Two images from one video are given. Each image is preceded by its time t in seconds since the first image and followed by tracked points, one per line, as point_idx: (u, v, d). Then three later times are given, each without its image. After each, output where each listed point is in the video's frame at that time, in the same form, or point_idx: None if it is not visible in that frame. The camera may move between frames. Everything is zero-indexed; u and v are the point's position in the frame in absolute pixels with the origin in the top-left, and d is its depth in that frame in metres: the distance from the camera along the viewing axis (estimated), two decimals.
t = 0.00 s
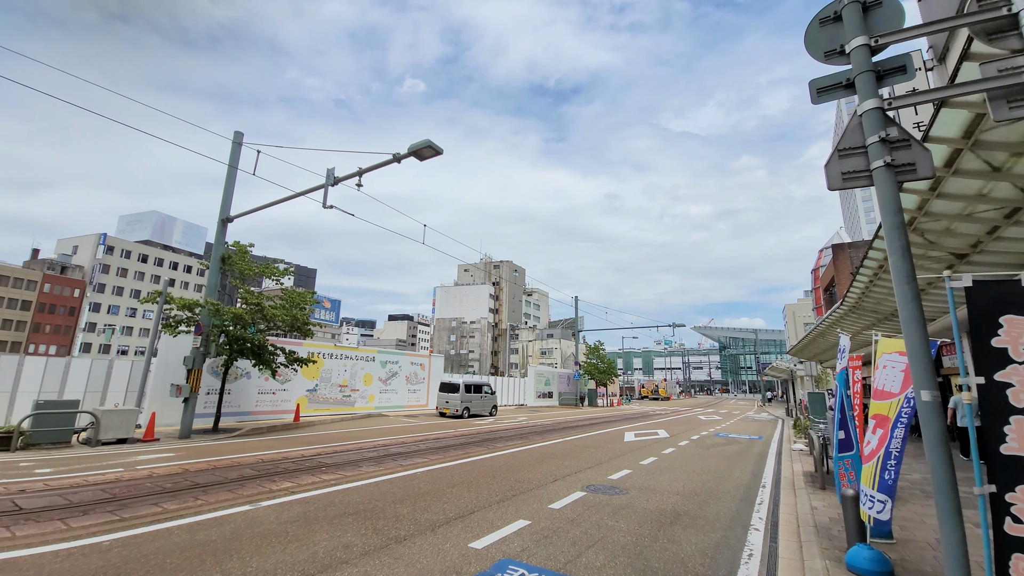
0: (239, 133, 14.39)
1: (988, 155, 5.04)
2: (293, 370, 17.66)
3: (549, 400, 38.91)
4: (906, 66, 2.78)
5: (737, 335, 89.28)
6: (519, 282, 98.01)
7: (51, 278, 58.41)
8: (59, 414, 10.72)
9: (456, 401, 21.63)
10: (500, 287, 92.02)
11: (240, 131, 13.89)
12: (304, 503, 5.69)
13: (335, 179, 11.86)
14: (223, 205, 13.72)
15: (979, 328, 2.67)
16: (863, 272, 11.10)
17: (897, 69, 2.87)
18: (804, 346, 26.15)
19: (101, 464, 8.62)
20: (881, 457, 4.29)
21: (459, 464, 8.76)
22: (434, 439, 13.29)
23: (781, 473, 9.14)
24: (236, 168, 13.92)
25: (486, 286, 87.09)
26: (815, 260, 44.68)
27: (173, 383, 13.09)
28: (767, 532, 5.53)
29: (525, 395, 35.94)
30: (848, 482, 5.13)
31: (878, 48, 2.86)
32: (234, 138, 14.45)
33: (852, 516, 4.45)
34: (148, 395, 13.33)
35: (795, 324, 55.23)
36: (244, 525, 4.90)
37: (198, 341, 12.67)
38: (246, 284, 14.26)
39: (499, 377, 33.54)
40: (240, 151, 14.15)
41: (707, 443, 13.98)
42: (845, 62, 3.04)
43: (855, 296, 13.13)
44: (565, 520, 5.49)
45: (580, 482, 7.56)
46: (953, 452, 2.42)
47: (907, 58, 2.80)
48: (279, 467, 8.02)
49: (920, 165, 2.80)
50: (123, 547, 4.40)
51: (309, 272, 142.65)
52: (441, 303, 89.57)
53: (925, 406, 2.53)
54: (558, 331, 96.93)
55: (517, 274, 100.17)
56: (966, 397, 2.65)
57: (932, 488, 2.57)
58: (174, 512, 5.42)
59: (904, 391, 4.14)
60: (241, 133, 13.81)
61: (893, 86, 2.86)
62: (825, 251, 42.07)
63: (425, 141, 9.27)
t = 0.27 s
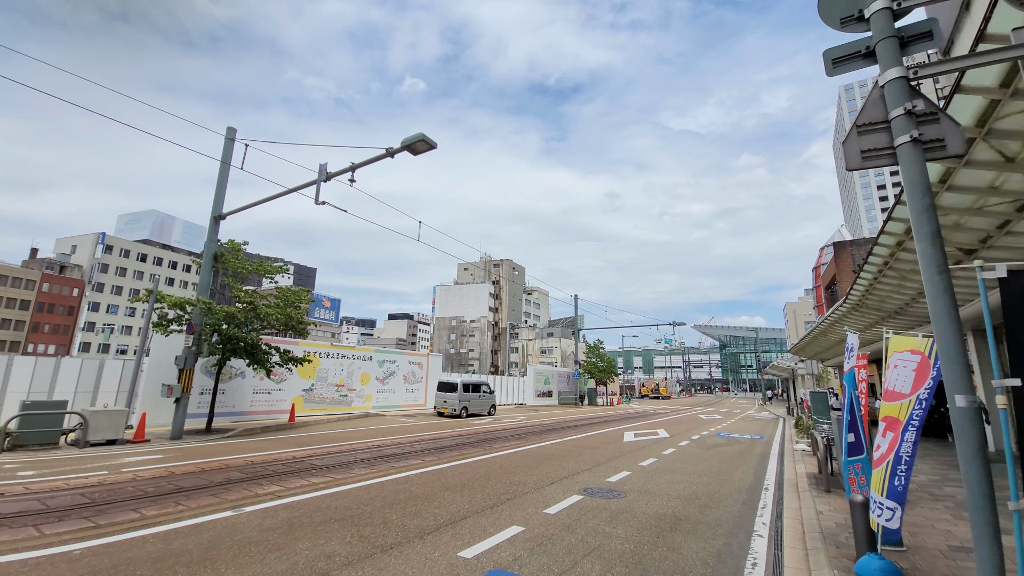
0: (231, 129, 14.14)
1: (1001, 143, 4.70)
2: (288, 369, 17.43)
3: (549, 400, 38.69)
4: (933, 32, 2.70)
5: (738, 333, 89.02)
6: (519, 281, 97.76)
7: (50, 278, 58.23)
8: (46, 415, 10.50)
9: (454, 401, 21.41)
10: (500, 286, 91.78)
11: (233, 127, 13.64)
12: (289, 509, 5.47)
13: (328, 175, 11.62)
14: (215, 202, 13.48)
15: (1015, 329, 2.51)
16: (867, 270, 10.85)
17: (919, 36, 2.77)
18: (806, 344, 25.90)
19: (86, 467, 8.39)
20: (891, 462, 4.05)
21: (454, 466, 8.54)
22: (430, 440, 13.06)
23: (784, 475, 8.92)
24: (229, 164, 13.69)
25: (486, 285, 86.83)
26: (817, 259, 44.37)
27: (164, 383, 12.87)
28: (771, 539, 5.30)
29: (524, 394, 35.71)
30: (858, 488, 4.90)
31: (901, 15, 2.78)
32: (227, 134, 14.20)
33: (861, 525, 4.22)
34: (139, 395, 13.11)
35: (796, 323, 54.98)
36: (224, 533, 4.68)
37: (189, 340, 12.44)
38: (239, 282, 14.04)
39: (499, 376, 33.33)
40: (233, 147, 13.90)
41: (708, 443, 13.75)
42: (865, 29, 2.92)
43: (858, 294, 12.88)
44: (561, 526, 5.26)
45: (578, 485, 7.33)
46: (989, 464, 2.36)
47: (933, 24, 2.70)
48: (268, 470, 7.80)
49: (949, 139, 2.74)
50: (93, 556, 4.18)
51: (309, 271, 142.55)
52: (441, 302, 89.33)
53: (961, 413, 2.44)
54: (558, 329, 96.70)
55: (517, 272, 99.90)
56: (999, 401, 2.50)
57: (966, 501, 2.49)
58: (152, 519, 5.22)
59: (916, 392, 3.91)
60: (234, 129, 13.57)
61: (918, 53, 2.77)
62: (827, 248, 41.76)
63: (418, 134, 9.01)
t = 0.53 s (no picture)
0: (224, 125, 13.95)
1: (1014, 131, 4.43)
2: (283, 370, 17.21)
3: (548, 400, 38.42)
4: None
5: (739, 333, 88.68)
6: (519, 281, 97.49)
7: (49, 279, 58.08)
8: (33, 416, 10.29)
9: (451, 401, 21.20)
10: (500, 286, 91.52)
11: (225, 123, 13.46)
12: (271, 513, 5.25)
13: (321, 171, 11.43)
14: (208, 199, 13.28)
15: None
16: (870, 267, 10.61)
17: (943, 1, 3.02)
18: (807, 344, 25.66)
19: (69, 469, 8.17)
20: (900, 464, 3.78)
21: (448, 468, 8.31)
22: (426, 441, 12.85)
23: (786, 477, 8.68)
24: (221, 161, 13.49)
25: (486, 286, 86.59)
26: (818, 258, 44.11)
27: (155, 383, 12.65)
28: (774, 545, 5.06)
29: (523, 394, 35.47)
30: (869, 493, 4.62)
31: None
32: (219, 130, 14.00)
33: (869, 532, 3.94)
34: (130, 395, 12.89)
35: (797, 323, 54.70)
36: (199, 539, 4.47)
37: (180, 340, 12.22)
38: (232, 281, 13.84)
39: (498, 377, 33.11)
40: (225, 144, 13.71)
41: (709, 444, 13.50)
42: None
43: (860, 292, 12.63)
44: (553, 532, 5.03)
45: (574, 488, 7.09)
46: None
47: None
48: (255, 472, 7.58)
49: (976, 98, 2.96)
50: (58, 564, 3.97)
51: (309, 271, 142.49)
52: (441, 302, 89.11)
53: (995, 407, 2.52)
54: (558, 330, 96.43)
55: (517, 273, 99.65)
56: None
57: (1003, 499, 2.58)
58: (127, 524, 5.03)
59: (926, 390, 3.66)
60: (226, 125, 13.38)
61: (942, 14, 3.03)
62: (827, 248, 41.51)
63: (410, 128, 8.80)
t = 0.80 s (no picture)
0: (213, 120, 13.70)
1: None
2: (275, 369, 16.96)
3: (546, 400, 38.21)
4: None
5: (737, 333, 88.57)
6: (518, 281, 97.27)
7: (45, 278, 57.71)
8: (13, 417, 10.03)
9: (447, 401, 20.95)
10: (499, 285, 91.27)
11: (214, 118, 13.21)
12: (247, 519, 5.02)
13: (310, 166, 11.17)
14: (196, 195, 13.00)
15: None
16: (869, 266, 10.39)
17: None
18: (806, 344, 25.48)
19: (48, 471, 7.93)
20: (906, 469, 3.53)
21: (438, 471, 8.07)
22: (419, 441, 12.62)
23: (785, 479, 8.47)
24: (209, 156, 13.21)
25: (484, 285, 86.31)
26: (817, 257, 43.91)
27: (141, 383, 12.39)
28: (773, 553, 4.84)
29: (521, 394, 35.24)
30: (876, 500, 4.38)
31: None
32: (208, 125, 13.72)
33: (873, 541, 3.67)
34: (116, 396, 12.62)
35: (795, 322, 54.58)
36: (165, 549, 4.24)
37: (167, 339, 11.92)
38: (222, 279, 13.56)
39: (495, 377, 32.89)
40: (214, 139, 13.44)
41: (707, 445, 13.26)
42: None
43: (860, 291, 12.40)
44: (542, 539, 4.80)
45: (566, 491, 6.86)
46: None
47: None
48: (238, 475, 7.33)
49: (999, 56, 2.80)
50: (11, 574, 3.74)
51: (308, 271, 142.57)
52: (439, 302, 88.80)
53: None
54: (557, 329, 96.18)
55: (515, 272, 99.44)
56: None
57: None
58: (94, 531, 4.81)
59: (935, 389, 3.43)
60: (214, 119, 13.13)
61: None
62: (826, 247, 41.34)
63: (399, 120, 8.52)
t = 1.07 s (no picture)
0: (197, 114, 13.42)
1: None
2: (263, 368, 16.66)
3: (541, 400, 37.97)
4: None
5: (732, 333, 88.66)
6: (514, 281, 97.04)
7: (34, 277, 56.99)
8: None
9: (439, 401, 20.70)
10: (495, 285, 91.00)
11: (199, 110, 12.93)
12: (215, 526, 4.79)
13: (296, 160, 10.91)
14: (179, 190, 12.69)
15: None
16: (865, 264, 10.19)
17: None
18: (800, 343, 25.38)
19: (18, 473, 7.64)
20: (909, 473, 3.29)
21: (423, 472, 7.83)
22: (408, 442, 12.36)
23: (780, 480, 8.26)
24: (194, 150, 12.91)
25: (480, 285, 86.00)
26: (813, 257, 43.91)
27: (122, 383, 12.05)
28: (767, 560, 4.61)
29: (515, 394, 35.01)
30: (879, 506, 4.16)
31: None
32: (193, 118, 13.42)
33: (873, 550, 3.42)
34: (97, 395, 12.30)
35: (790, 322, 54.59)
36: (123, 558, 4.00)
37: (149, 337, 11.59)
38: (207, 276, 13.24)
39: (489, 376, 32.65)
40: (198, 132, 13.15)
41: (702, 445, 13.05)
42: None
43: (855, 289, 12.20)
44: (525, 546, 4.57)
45: (554, 493, 6.63)
46: None
47: None
48: (214, 477, 7.06)
49: None
50: None
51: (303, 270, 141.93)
52: (435, 301, 88.45)
53: None
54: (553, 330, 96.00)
55: (511, 272, 99.19)
56: None
57: None
58: (52, 537, 4.56)
59: (938, 387, 3.22)
60: (199, 112, 12.85)
61: None
62: (821, 247, 41.33)
63: (384, 111, 8.27)
